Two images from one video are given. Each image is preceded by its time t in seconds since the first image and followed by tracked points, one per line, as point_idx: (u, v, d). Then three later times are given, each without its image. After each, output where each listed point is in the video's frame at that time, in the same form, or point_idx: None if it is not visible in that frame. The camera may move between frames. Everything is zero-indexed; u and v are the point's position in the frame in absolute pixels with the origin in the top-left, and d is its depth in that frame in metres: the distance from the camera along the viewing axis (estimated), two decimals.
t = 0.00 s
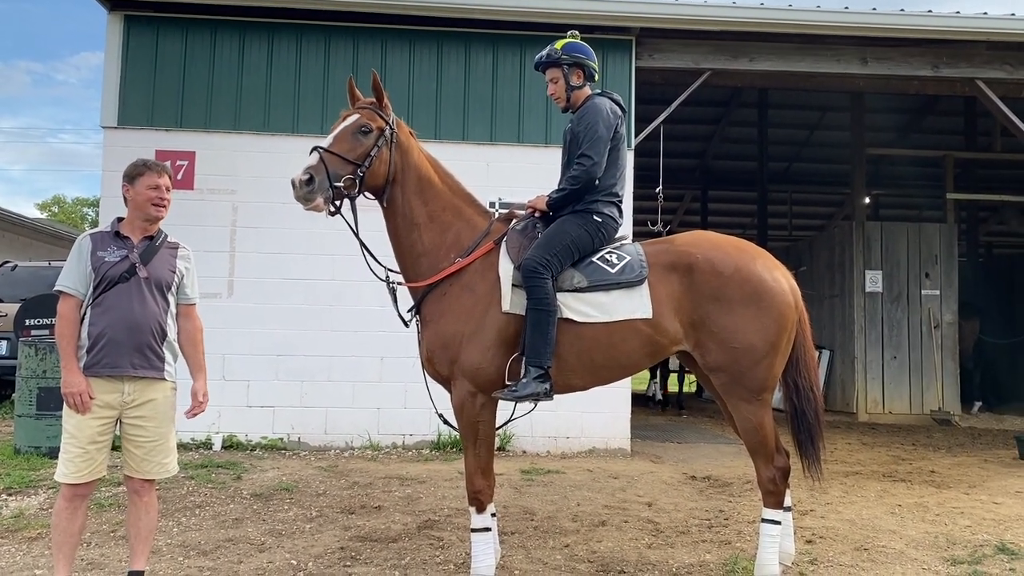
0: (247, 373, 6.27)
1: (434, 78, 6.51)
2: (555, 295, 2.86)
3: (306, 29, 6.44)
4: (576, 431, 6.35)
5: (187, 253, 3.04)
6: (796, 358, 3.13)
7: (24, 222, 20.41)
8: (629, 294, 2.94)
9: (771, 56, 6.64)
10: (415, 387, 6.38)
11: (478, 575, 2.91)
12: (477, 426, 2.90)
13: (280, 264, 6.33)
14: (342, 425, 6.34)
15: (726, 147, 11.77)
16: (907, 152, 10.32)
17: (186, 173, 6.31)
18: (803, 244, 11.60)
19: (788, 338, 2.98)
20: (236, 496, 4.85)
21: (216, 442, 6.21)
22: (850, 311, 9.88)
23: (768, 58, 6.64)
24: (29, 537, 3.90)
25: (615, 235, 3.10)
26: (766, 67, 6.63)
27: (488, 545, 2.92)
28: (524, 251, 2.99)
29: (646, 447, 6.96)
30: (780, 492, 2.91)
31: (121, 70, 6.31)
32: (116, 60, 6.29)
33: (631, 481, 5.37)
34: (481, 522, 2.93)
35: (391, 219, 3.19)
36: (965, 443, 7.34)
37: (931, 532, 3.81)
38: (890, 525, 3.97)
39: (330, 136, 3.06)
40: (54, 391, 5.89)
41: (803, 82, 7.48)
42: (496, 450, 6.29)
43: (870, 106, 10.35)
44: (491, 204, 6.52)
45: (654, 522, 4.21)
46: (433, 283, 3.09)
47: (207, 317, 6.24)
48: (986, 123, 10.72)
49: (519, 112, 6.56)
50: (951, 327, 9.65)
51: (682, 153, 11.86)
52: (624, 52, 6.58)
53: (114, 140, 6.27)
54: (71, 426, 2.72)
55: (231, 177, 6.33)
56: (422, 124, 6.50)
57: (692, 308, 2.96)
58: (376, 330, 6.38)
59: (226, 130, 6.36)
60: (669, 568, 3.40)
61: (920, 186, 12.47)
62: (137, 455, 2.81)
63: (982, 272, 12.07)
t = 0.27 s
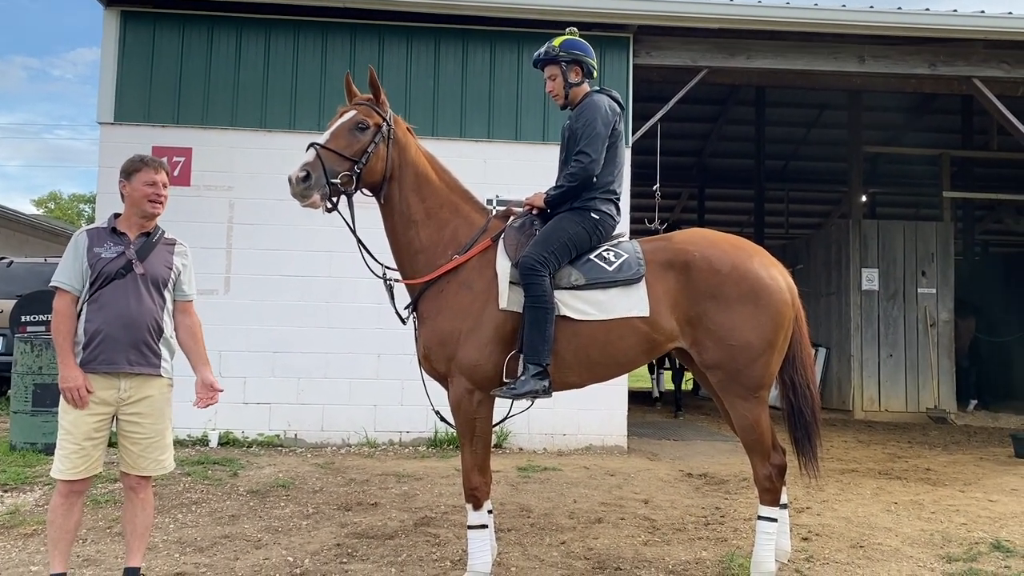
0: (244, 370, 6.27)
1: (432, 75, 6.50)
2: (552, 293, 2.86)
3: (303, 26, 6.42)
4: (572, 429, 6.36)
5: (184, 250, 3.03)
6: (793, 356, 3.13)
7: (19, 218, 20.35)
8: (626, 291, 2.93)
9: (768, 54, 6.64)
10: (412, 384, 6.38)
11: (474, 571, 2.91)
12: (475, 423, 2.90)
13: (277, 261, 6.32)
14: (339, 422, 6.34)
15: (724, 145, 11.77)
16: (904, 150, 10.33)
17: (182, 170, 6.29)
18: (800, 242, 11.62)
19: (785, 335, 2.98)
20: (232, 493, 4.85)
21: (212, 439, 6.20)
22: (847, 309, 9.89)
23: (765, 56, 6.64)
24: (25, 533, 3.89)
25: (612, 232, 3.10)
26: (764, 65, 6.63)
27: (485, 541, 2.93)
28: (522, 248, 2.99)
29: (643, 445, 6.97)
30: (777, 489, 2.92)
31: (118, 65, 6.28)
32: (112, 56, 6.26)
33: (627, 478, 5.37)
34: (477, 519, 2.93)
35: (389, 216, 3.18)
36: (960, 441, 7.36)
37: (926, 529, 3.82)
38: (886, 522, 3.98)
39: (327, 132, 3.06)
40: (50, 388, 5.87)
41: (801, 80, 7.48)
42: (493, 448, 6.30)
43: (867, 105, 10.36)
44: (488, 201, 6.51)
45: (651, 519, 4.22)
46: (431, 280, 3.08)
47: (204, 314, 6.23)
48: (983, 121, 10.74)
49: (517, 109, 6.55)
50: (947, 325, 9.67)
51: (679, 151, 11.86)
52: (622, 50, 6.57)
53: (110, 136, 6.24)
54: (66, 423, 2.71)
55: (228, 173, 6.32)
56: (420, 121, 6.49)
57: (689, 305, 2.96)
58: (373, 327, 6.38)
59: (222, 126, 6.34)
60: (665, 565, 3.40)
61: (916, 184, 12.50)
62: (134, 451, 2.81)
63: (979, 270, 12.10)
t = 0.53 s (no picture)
0: (241, 367, 6.25)
1: (429, 73, 6.48)
2: (550, 291, 2.85)
3: (300, 22, 6.40)
4: (569, 426, 6.36)
5: (181, 246, 3.02)
6: (790, 354, 3.13)
7: (14, 213, 20.28)
8: (624, 289, 2.92)
9: (766, 52, 6.64)
10: (409, 382, 6.37)
11: (471, 569, 2.90)
12: (472, 421, 2.89)
13: (274, 258, 6.31)
14: (335, 419, 6.33)
15: (721, 144, 11.77)
16: (901, 149, 10.35)
17: (179, 166, 6.26)
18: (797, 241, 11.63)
19: (782, 334, 2.98)
20: (229, 490, 4.83)
21: (208, 436, 6.18)
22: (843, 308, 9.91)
23: (763, 54, 6.64)
24: (20, 530, 3.87)
25: (611, 230, 3.09)
26: (761, 63, 6.62)
27: (482, 539, 2.92)
28: (519, 246, 2.98)
29: (639, 443, 6.98)
30: (774, 487, 2.92)
31: (114, 61, 6.25)
32: (108, 52, 6.23)
33: (624, 476, 5.38)
34: (475, 516, 2.92)
35: (386, 213, 3.17)
36: (956, 440, 7.38)
37: (922, 528, 3.83)
38: (882, 520, 3.99)
39: (324, 128, 3.04)
40: (46, 384, 5.84)
41: (798, 78, 7.48)
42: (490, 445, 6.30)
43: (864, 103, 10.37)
44: (486, 199, 6.50)
45: (647, 517, 4.22)
46: (428, 277, 3.07)
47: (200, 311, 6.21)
48: (980, 121, 10.76)
49: (515, 106, 6.54)
50: (943, 324, 9.70)
51: (676, 150, 11.87)
52: (619, 49, 6.55)
53: (106, 132, 6.21)
54: (62, 420, 2.70)
55: (225, 169, 6.29)
56: (417, 117, 6.47)
57: (687, 304, 2.95)
58: (369, 324, 6.37)
59: (220, 122, 6.32)
60: (662, 563, 3.40)
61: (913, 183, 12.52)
62: (130, 449, 2.80)
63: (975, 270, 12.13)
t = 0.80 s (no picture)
0: (241, 366, 6.24)
1: (430, 71, 6.47)
2: (556, 291, 2.85)
3: (301, 20, 6.38)
4: (570, 426, 6.36)
5: (186, 245, 3.02)
6: (795, 354, 3.12)
7: (11, 211, 20.22)
8: (630, 289, 2.92)
9: (767, 52, 6.64)
10: (410, 381, 6.36)
11: (477, 569, 2.90)
12: (477, 421, 2.88)
13: (274, 257, 6.29)
14: (336, 419, 6.32)
15: (721, 143, 11.78)
16: (900, 149, 10.37)
17: (179, 164, 6.24)
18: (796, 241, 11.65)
19: (788, 334, 2.98)
20: (230, 489, 4.82)
21: (209, 435, 6.17)
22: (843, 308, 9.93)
23: (764, 54, 6.63)
24: (22, 530, 3.86)
25: (616, 231, 3.09)
26: (762, 63, 6.62)
27: (488, 539, 2.92)
28: (525, 246, 2.98)
29: (640, 443, 6.98)
30: (779, 488, 2.92)
31: (114, 59, 6.23)
32: (109, 50, 6.21)
33: (626, 476, 5.38)
34: (480, 517, 2.92)
35: (392, 212, 3.15)
36: (955, 440, 7.39)
37: (925, 528, 3.84)
38: (885, 521, 4.00)
39: (329, 127, 3.03)
40: (46, 383, 5.82)
41: (799, 78, 7.48)
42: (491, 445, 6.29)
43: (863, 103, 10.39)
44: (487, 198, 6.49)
45: (650, 517, 4.22)
46: (433, 277, 3.06)
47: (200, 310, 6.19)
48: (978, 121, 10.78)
49: (516, 105, 6.53)
50: (942, 324, 9.72)
51: (675, 149, 11.87)
52: (620, 48, 6.57)
53: (106, 130, 6.19)
54: (68, 420, 2.69)
55: (226, 168, 6.28)
56: (418, 116, 6.46)
57: (693, 304, 2.95)
58: (370, 324, 6.36)
59: (220, 121, 6.30)
60: (666, 563, 3.41)
61: (912, 183, 12.54)
62: (136, 449, 2.80)
63: (973, 270, 12.16)
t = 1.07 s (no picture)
0: (242, 365, 6.21)
1: (433, 68, 6.44)
2: (566, 290, 2.83)
3: (303, 17, 6.35)
4: (573, 425, 6.34)
5: (192, 243, 3.00)
6: (805, 353, 3.11)
7: (8, 209, 20.15)
8: (640, 288, 2.90)
9: (771, 50, 6.62)
10: (412, 380, 6.34)
11: (486, 570, 2.88)
12: (486, 420, 2.86)
13: (276, 254, 6.26)
14: (338, 418, 6.30)
15: (721, 142, 11.77)
16: (901, 149, 10.36)
17: (180, 162, 6.20)
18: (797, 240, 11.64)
19: (799, 333, 2.96)
20: (233, 488, 4.80)
21: (210, 434, 6.14)
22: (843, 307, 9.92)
23: (768, 52, 6.61)
24: (24, 529, 3.83)
25: (626, 230, 3.07)
26: (766, 61, 6.60)
27: (496, 539, 2.89)
28: (535, 244, 2.96)
29: (642, 442, 6.97)
30: (789, 487, 2.90)
31: (115, 55, 6.19)
32: (109, 46, 6.17)
33: (629, 475, 5.37)
34: (489, 517, 2.90)
35: (400, 209, 3.13)
36: (957, 440, 7.39)
37: (932, 528, 3.83)
38: (891, 521, 3.98)
39: (337, 124, 3.01)
40: (46, 381, 5.78)
41: (802, 76, 7.47)
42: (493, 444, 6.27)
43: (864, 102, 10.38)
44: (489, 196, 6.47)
45: (656, 517, 4.20)
46: (442, 275, 3.04)
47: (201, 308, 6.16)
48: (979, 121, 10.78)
49: (519, 103, 6.51)
50: (942, 323, 9.73)
51: (675, 148, 11.86)
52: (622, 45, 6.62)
53: (107, 127, 6.15)
54: (73, 418, 2.67)
55: (227, 165, 6.25)
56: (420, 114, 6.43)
57: (703, 303, 2.93)
58: (372, 322, 6.33)
59: (221, 118, 6.27)
60: (674, 563, 3.39)
61: (912, 182, 12.54)
62: (141, 448, 2.78)
63: (973, 270, 12.16)
